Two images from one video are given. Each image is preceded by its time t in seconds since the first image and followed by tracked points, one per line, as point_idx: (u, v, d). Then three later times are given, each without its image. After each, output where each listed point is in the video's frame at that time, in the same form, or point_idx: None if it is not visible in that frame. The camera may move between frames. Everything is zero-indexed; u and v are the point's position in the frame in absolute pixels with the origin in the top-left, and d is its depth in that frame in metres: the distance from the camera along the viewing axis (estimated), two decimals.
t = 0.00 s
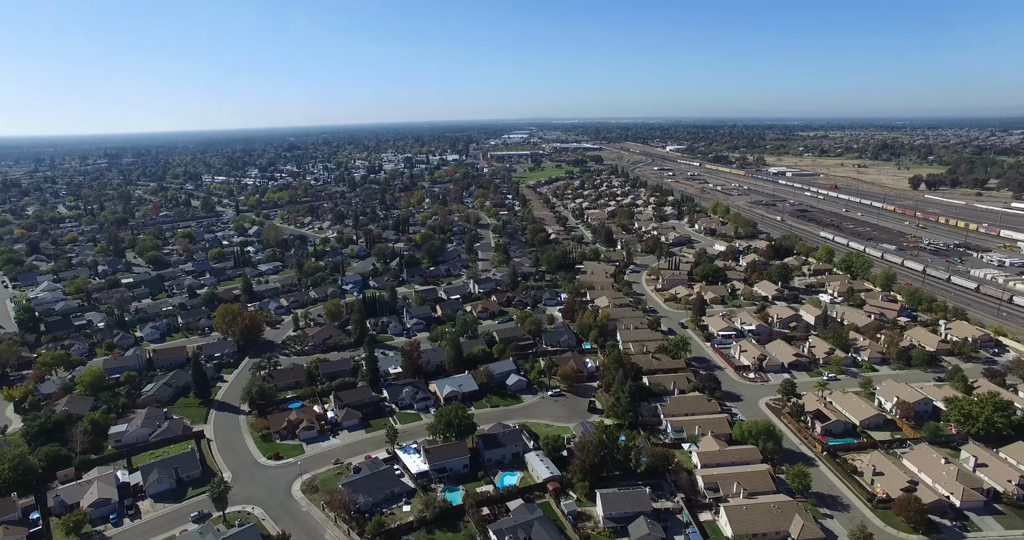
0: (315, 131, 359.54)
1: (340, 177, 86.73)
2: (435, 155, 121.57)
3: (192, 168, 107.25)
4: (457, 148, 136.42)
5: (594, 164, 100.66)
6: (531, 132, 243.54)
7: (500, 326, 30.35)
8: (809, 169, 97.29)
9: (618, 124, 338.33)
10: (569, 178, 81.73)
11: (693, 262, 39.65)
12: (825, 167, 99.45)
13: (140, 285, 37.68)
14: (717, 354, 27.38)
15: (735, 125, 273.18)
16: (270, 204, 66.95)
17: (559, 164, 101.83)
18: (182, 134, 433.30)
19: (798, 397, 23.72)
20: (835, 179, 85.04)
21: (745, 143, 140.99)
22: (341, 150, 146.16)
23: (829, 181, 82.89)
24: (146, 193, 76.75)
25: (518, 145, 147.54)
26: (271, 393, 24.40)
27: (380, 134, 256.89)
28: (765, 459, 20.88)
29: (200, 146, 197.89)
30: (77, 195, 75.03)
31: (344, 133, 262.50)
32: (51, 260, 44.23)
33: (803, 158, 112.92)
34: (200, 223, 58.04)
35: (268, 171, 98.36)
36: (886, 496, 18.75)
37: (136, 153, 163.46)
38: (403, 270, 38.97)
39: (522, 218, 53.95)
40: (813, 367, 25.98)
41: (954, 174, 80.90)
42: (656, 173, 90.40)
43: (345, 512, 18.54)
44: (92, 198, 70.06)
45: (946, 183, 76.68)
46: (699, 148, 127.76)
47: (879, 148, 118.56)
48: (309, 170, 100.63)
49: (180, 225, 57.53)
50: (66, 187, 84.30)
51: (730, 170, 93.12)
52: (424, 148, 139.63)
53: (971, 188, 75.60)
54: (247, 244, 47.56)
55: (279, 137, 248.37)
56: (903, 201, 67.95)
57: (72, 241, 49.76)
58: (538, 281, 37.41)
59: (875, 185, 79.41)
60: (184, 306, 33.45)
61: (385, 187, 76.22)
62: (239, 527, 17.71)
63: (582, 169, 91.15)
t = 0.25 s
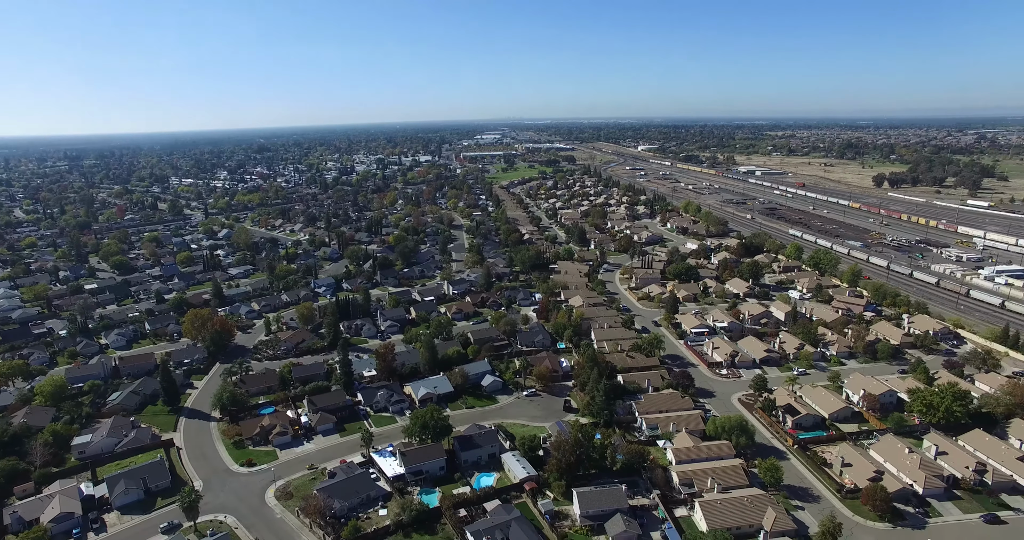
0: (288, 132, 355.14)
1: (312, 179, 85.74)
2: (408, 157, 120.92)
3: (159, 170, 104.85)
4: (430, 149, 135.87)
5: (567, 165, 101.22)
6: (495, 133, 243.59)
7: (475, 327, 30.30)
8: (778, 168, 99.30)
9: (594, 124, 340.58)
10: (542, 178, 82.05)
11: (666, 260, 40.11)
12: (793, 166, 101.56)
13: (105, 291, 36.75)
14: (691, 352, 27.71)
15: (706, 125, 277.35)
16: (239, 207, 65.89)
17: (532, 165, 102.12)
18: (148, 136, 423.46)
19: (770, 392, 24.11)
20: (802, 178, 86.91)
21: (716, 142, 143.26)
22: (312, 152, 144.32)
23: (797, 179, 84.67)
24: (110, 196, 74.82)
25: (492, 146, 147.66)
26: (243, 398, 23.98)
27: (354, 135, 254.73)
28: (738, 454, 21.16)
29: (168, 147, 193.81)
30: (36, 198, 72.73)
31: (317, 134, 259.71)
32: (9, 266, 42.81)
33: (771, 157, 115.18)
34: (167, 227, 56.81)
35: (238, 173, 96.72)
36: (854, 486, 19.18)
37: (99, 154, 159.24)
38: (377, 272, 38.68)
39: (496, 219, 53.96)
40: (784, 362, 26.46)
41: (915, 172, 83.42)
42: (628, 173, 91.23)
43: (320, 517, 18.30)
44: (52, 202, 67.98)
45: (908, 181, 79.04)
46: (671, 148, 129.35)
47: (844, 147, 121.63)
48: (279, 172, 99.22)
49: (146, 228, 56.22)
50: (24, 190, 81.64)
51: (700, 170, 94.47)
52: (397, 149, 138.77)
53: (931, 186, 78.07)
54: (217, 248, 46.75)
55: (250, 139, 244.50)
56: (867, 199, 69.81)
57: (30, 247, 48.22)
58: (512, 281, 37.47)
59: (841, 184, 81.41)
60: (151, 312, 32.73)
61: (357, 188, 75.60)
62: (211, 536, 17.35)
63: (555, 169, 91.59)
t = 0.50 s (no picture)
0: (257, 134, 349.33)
1: (278, 181, 84.44)
2: (376, 158, 119.96)
3: (117, 173, 101.88)
4: (398, 151, 134.87)
5: (536, 165, 101.62)
6: (465, 134, 243.73)
7: (445, 328, 30.19)
8: (743, 167, 101.35)
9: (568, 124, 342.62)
10: (511, 179, 82.23)
11: (634, 259, 40.55)
12: (756, 165, 103.79)
13: (60, 299, 35.56)
14: (660, 349, 28.04)
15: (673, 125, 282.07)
16: (203, 211, 64.49)
17: (501, 165, 102.26)
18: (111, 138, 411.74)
19: (738, 387, 24.50)
20: (766, 176, 88.88)
21: (682, 142, 145.51)
22: (277, 153, 141.80)
23: (761, 178, 86.56)
24: (64, 200, 72.39)
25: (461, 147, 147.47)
26: (209, 406, 23.45)
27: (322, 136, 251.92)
28: (708, 448, 21.45)
29: (128, 150, 188.68)
30: None
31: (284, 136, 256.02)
32: None
33: (736, 156, 117.47)
34: (126, 231, 55.26)
35: (201, 176, 94.61)
36: (819, 477, 19.63)
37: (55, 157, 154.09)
38: (345, 275, 38.26)
39: (465, 220, 53.88)
40: (751, 357, 26.95)
41: (873, 170, 86.07)
42: (596, 172, 92.05)
43: (291, 525, 17.98)
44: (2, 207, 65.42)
45: (866, 178, 81.53)
46: (638, 147, 131.00)
47: (806, 146, 124.84)
48: (244, 174, 97.39)
49: (104, 233, 54.58)
50: None
51: (667, 169, 95.83)
52: (365, 151, 137.50)
53: (887, 184, 80.69)
54: (179, 252, 45.70)
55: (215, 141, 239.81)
56: (828, 196, 71.77)
57: None
58: (482, 282, 37.45)
59: (803, 182, 83.52)
60: (111, 320, 31.81)
61: (324, 190, 74.69)
62: None
63: (523, 170, 91.95)
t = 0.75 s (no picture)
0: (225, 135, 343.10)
1: (244, 183, 82.99)
2: (345, 160, 118.85)
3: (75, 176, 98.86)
4: (367, 152, 133.70)
5: (506, 165, 101.88)
6: (435, 134, 243.30)
7: (417, 330, 30.03)
8: (710, 166, 103.09)
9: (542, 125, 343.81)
10: (481, 179, 82.27)
11: (605, 258, 40.91)
12: (723, 164, 105.69)
13: (15, 306, 34.35)
14: (632, 347, 28.29)
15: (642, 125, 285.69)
16: (166, 214, 63.05)
17: (471, 166, 102.27)
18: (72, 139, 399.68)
19: (708, 383, 24.85)
20: (733, 175, 90.52)
21: (650, 141, 147.39)
22: (243, 155, 139.37)
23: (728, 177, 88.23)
24: (18, 204, 69.98)
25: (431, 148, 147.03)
26: (175, 414, 22.87)
27: (290, 138, 248.66)
28: (680, 444, 21.68)
29: (87, 151, 183.33)
30: None
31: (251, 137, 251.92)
32: None
33: (703, 156, 119.46)
34: (85, 236, 53.70)
35: (163, 179, 92.46)
36: (788, 469, 20.02)
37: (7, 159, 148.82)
38: (315, 278, 37.80)
39: (436, 221, 53.70)
40: (720, 353, 27.38)
41: (834, 168, 88.41)
42: (565, 172, 92.67)
43: (262, 533, 17.63)
44: None
45: (829, 176, 83.69)
46: (607, 147, 132.36)
47: (770, 146, 127.66)
48: (209, 177, 95.52)
49: (61, 239, 52.94)
50: None
51: (635, 168, 96.96)
52: (333, 152, 136.05)
53: (848, 181, 83.02)
54: (142, 257, 44.58)
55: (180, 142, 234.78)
56: (792, 194, 73.46)
57: None
58: (454, 283, 37.38)
59: (768, 180, 85.31)
60: (69, 328, 30.87)
61: (292, 193, 73.73)
62: None
63: (493, 170, 92.07)
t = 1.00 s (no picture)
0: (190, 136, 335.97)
1: (208, 186, 81.38)
2: (313, 161, 117.41)
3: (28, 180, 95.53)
4: (335, 154, 132.33)
5: (476, 166, 101.97)
6: (404, 135, 242.25)
7: (388, 333, 29.82)
8: (678, 165, 104.67)
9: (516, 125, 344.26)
10: (450, 180, 82.17)
11: (575, 258, 41.21)
12: (690, 163, 107.50)
13: None
14: (603, 345, 28.51)
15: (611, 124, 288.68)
16: (126, 218, 61.45)
17: (440, 167, 102.08)
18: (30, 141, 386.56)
19: (678, 380, 25.15)
20: (699, 174, 92.08)
21: (619, 141, 148.99)
22: (206, 158, 136.50)
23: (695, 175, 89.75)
24: None
25: (400, 149, 146.07)
26: (139, 424, 22.22)
27: (256, 139, 244.72)
28: (652, 441, 21.88)
29: (41, 153, 177.36)
30: None
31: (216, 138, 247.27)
32: None
33: (671, 155, 121.24)
34: (39, 242, 51.97)
35: (123, 182, 90.00)
36: (757, 462, 20.36)
37: None
38: (283, 281, 37.26)
39: (405, 223, 53.43)
40: (690, 350, 27.79)
41: (797, 167, 90.65)
42: (535, 172, 93.14)
43: None
44: None
45: (792, 175, 85.71)
46: (576, 147, 133.47)
47: (736, 145, 130.20)
48: (171, 180, 93.37)
49: (13, 245, 51.12)
50: None
51: (604, 168, 97.96)
52: (300, 153, 134.26)
53: (811, 180, 85.17)
54: (101, 263, 43.34)
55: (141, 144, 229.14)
56: (757, 193, 75.05)
57: None
58: (424, 285, 37.22)
59: (734, 179, 86.96)
60: (24, 338, 29.83)
61: (258, 195, 72.58)
62: None
63: (463, 171, 92.03)
